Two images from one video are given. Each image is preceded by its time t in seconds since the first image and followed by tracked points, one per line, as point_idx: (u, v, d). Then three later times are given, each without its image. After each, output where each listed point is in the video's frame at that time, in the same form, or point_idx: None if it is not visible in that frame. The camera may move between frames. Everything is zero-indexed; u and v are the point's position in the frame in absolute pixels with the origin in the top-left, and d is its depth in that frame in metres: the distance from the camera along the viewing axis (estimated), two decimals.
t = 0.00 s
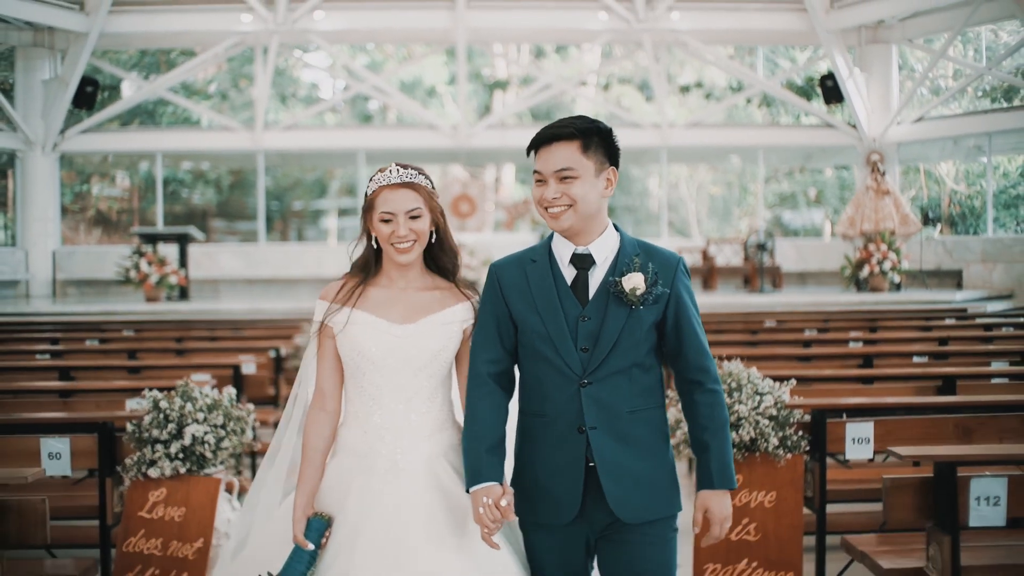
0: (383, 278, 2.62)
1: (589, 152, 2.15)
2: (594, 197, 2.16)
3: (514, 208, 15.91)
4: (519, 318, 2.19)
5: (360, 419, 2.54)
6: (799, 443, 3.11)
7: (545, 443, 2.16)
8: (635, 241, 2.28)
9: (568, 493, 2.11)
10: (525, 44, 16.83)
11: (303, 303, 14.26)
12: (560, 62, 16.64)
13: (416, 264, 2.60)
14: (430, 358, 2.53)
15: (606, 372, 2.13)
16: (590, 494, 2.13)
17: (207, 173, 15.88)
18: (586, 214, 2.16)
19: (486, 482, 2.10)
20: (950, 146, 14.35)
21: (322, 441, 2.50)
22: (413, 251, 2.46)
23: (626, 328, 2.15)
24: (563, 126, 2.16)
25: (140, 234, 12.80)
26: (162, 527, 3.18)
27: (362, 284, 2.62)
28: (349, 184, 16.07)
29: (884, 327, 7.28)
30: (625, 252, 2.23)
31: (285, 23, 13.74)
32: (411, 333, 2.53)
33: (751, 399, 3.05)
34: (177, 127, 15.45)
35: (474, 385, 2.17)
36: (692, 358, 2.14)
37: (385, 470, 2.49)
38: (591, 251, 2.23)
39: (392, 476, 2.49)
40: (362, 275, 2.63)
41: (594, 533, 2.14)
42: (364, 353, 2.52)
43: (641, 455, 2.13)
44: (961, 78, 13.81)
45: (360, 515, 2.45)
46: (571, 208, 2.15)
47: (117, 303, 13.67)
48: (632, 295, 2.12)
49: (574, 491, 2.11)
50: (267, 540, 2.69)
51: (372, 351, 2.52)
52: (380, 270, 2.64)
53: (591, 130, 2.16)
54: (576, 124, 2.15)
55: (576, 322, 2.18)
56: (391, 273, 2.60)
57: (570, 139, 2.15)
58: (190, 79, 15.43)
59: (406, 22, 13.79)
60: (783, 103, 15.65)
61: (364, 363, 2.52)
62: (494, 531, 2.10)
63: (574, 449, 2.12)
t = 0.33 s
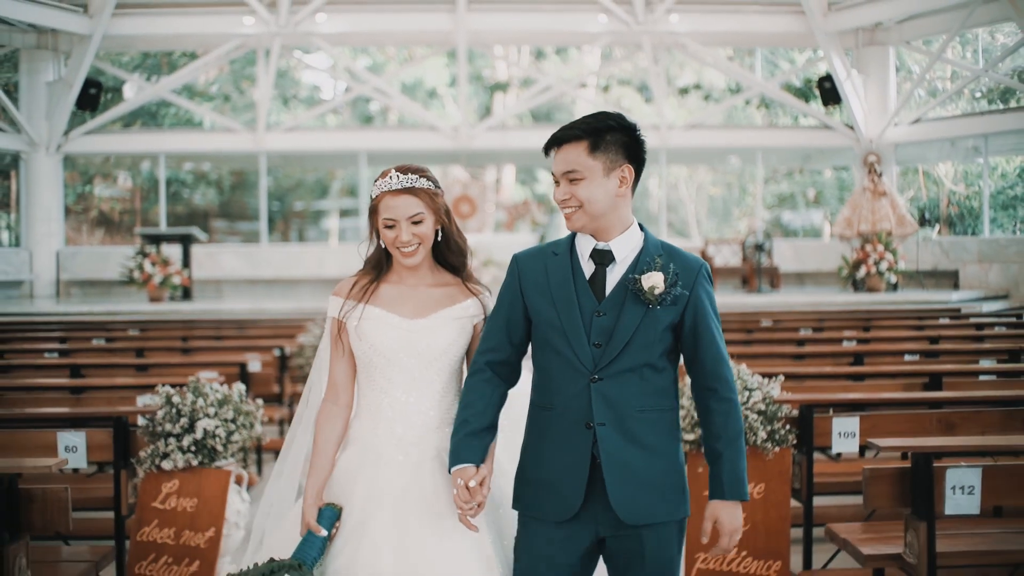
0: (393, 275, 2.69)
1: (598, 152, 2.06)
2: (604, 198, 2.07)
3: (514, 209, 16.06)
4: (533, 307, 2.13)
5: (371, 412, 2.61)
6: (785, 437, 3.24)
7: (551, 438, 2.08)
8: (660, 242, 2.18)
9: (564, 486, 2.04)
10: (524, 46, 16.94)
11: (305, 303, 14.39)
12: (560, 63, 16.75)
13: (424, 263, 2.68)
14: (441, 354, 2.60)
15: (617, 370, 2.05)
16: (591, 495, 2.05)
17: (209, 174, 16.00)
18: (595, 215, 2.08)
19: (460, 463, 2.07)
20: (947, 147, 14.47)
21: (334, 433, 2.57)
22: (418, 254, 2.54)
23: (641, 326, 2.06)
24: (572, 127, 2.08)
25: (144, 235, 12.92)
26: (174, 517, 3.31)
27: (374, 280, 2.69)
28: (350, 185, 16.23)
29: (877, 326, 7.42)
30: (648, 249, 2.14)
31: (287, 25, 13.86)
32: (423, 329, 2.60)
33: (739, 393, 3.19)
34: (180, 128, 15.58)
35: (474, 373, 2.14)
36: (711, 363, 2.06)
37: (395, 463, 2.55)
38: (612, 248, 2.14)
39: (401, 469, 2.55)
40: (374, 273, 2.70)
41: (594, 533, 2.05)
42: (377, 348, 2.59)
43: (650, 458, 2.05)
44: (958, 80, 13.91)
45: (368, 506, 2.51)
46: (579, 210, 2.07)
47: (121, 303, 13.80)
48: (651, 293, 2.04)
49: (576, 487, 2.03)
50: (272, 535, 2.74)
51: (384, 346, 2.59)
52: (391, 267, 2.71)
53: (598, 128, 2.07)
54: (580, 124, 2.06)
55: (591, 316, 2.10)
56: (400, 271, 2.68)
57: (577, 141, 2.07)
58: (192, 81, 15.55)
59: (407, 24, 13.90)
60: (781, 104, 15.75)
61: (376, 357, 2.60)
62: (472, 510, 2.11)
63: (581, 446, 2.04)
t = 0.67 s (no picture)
0: (383, 279, 2.79)
1: (595, 150, 2.13)
2: (599, 195, 2.13)
3: (515, 209, 15.94)
4: (532, 314, 2.18)
5: (363, 416, 2.71)
6: (773, 430, 3.35)
7: (553, 439, 2.12)
8: (650, 239, 2.23)
9: (567, 486, 2.07)
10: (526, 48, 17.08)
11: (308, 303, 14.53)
12: (561, 65, 16.89)
13: (414, 264, 2.78)
14: (429, 357, 2.70)
15: (615, 369, 2.08)
16: (589, 488, 2.09)
17: (211, 175, 16.12)
18: (588, 213, 2.14)
19: (489, 471, 2.07)
20: (945, 148, 14.56)
21: (328, 436, 2.68)
22: (412, 248, 2.64)
23: (635, 325, 2.10)
24: (571, 123, 2.14)
25: (148, 236, 13.06)
26: (187, 506, 3.44)
27: (364, 285, 2.78)
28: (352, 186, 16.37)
29: (871, 326, 7.55)
30: (638, 248, 2.18)
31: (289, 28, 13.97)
32: (412, 332, 2.70)
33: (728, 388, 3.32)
34: (183, 129, 15.73)
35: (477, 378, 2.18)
36: (708, 352, 2.05)
37: (388, 464, 2.67)
38: (603, 249, 2.20)
39: (393, 470, 2.67)
40: (364, 277, 2.80)
41: (597, 526, 2.09)
42: (366, 352, 2.68)
43: (649, 451, 2.07)
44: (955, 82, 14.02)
45: (363, 507, 2.62)
46: (572, 205, 2.13)
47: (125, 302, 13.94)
48: (641, 292, 2.07)
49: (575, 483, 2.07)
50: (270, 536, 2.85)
51: (374, 351, 2.68)
52: (380, 270, 2.82)
53: (597, 127, 2.14)
54: (581, 122, 2.13)
55: (588, 319, 2.14)
56: (390, 273, 2.78)
57: (576, 137, 2.13)
58: (195, 82, 15.67)
59: (409, 26, 14.01)
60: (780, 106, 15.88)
61: (366, 362, 2.69)
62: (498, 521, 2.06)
63: (581, 446, 2.07)
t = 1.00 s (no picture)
0: (358, 272, 2.82)
1: (594, 150, 2.09)
2: (599, 195, 2.09)
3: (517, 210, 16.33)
4: (524, 322, 2.11)
5: (345, 412, 2.73)
6: (767, 423, 3.46)
7: (554, 450, 2.05)
8: (640, 241, 2.20)
9: (576, 494, 2.00)
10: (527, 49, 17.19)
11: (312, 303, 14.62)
12: (563, 66, 17.01)
13: (392, 256, 2.81)
14: (407, 350, 2.73)
15: (617, 376, 2.03)
16: (594, 498, 2.03)
17: (215, 175, 16.25)
18: (591, 212, 2.09)
19: (480, 496, 2.05)
20: (945, 148, 14.63)
21: (310, 432, 2.69)
22: (408, 228, 2.64)
23: (635, 328, 2.06)
24: (568, 124, 2.10)
25: (153, 236, 13.18)
26: (201, 495, 3.57)
27: (338, 280, 2.80)
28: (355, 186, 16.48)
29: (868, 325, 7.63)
30: (628, 251, 2.15)
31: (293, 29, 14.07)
32: (389, 325, 2.73)
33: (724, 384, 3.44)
34: (188, 129, 15.88)
35: (470, 388, 2.10)
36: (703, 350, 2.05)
37: (372, 459, 2.67)
38: (596, 252, 2.14)
39: (378, 464, 2.67)
40: (336, 270, 2.82)
41: (600, 533, 2.04)
42: (345, 347, 2.71)
43: (652, 456, 2.02)
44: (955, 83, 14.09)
45: (349, 502, 2.60)
46: (577, 205, 2.07)
47: (130, 301, 14.04)
48: (639, 296, 2.03)
49: (580, 494, 2.00)
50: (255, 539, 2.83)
51: (352, 346, 2.70)
52: (355, 264, 2.84)
53: (594, 128, 2.10)
54: (580, 123, 2.08)
55: (584, 326, 2.09)
56: (368, 264, 2.81)
57: (575, 137, 2.08)
58: (198, 83, 15.78)
59: (411, 28, 14.10)
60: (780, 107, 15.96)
61: (345, 357, 2.71)
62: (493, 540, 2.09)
63: (585, 457, 2.01)
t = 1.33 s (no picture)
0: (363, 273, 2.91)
1: (595, 148, 2.22)
2: (597, 190, 2.20)
3: (519, 208, 16.31)
4: (512, 319, 2.19)
5: (354, 409, 2.84)
6: (760, 416, 3.60)
7: (547, 449, 2.13)
8: (628, 242, 2.29)
9: (567, 491, 2.08)
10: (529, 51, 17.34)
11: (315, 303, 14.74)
12: (564, 67, 17.16)
13: (397, 258, 2.90)
14: (414, 347, 2.82)
15: (607, 374, 2.12)
16: (584, 496, 2.11)
17: (219, 176, 16.39)
18: (589, 206, 2.19)
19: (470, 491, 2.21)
20: (945, 150, 14.72)
21: (319, 431, 2.80)
22: (409, 234, 2.75)
23: (626, 328, 2.15)
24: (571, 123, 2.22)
25: (158, 237, 13.32)
26: (215, 486, 3.71)
27: (343, 281, 2.89)
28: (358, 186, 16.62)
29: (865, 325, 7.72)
30: (618, 253, 2.24)
31: (296, 31, 14.19)
32: (395, 323, 2.82)
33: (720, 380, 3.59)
34: (193, 130, 16.04)
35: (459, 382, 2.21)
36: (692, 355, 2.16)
37: (381, 455, 2.79)
38: (588, 251, 2.23)
39: (387, 459, 2.79)
40: (341, 272, 2.91)
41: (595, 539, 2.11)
42: (353, 347, 2.81)
43: (642, 455, 2.12)
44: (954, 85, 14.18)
45: (360, 498, 2.75)
46: (577, 196, 2.17)
47: (135, 301, 14.17)
48: (633, 295, 2.12)
49: (571, 490, 2.09)
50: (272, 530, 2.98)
51: (359, 346, 2.81)
52: (360, 265, 2.93)
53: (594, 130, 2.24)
54: (582, 122, 2.21)
55: (576, 324, 2.17)
56: (374, 266, 2.89)
57: (577, 134, 2.20)
58: (202, 84, 15.91)
59: (414, 31, 14.22)
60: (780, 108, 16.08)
61: (353, 357, 2.82)
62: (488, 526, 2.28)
63: (577, 454, 2.09)
